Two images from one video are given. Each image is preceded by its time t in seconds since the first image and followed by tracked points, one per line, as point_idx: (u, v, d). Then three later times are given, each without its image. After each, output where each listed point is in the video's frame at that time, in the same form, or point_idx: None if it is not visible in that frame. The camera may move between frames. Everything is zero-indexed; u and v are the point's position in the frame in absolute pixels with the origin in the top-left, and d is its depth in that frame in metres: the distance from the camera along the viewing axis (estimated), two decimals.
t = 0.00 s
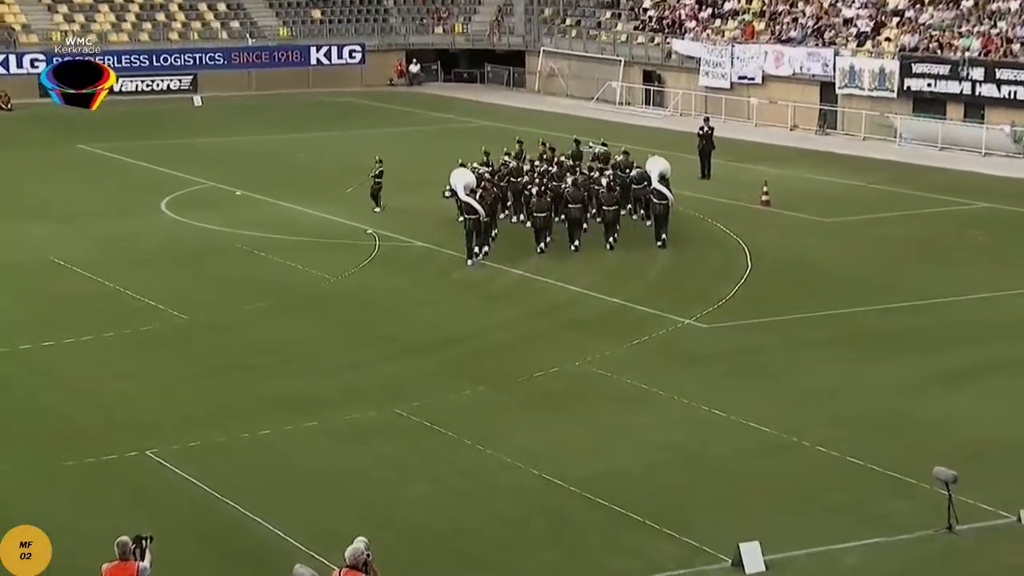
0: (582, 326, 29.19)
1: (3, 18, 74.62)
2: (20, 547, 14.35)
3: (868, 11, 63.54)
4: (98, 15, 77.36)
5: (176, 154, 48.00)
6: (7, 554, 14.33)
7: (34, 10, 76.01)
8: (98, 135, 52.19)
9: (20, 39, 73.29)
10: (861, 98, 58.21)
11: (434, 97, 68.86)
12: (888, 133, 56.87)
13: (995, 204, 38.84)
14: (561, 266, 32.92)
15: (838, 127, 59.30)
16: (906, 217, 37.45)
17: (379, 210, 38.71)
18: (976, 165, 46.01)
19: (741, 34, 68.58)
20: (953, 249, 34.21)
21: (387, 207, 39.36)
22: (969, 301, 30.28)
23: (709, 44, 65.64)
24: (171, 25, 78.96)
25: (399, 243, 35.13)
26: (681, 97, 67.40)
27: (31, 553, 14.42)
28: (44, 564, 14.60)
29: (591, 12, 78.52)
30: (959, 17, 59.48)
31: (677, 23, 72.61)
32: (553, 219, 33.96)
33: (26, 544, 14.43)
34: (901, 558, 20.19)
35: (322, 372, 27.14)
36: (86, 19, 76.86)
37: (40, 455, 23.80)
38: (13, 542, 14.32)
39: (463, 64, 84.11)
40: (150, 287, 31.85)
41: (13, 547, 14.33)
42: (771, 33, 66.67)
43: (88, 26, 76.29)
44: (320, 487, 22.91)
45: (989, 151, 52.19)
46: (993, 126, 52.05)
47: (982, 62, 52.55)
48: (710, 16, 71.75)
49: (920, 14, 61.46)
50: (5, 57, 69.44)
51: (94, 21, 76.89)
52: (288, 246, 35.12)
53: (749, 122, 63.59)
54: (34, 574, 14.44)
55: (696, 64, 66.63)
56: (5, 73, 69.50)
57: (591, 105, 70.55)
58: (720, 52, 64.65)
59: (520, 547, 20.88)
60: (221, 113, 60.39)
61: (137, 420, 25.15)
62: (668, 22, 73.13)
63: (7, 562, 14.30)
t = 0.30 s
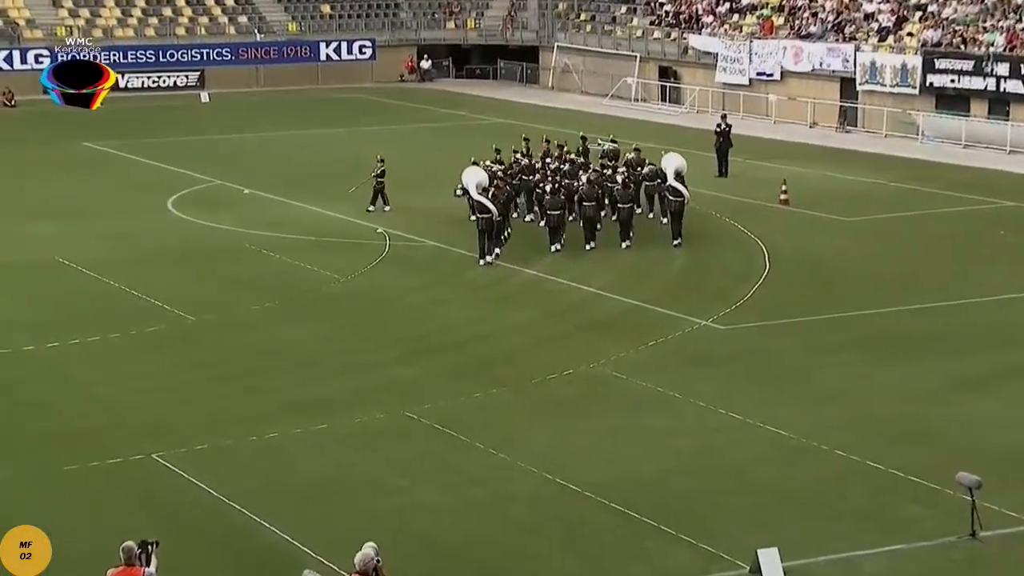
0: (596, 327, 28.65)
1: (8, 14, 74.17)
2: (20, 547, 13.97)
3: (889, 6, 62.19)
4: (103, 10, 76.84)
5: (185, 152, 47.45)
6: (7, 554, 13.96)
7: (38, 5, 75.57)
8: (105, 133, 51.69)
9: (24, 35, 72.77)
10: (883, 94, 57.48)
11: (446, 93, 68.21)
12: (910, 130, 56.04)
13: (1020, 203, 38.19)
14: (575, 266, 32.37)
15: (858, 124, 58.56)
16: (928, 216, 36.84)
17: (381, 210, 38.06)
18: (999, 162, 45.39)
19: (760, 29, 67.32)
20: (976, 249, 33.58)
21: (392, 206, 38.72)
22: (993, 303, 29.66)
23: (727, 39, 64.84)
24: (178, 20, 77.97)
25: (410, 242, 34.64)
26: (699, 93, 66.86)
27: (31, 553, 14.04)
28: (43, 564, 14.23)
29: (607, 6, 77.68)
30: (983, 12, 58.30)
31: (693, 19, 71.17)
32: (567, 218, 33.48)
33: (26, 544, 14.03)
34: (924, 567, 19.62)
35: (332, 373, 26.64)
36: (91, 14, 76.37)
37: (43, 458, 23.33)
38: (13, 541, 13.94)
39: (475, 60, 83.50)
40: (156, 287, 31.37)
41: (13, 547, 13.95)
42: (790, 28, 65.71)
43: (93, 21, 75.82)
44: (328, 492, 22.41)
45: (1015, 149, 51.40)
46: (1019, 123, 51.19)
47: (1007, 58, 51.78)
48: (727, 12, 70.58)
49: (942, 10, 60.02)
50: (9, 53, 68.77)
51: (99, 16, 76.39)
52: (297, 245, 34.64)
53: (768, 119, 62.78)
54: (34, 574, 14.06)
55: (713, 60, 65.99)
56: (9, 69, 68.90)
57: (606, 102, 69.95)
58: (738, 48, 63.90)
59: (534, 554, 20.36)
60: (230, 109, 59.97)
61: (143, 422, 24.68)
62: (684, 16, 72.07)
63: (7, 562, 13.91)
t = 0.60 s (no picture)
0: (612, 328, 28.05)
1: (12, 8, 73.30)
2: (20, 547, 13.35)
3: None
4: (109, 4, 76.12)
5: (193, 150, 46.90)
6: (6, 554, 13.33)
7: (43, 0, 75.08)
8: (114, 130, 51.09)
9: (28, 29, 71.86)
10: (908, 90, 56.52)
11: (461, 90, 67.61)
12: (935, 127, 55.02)
13: None
14: (591, 266, 31.76)
15: (883, 121, 57.61)
16: (952, 215, 36.21)
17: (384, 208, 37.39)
18: None
19: (781, 24, 65.82)
20: (1002, 249, 32.93)
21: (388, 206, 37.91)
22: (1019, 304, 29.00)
23: (747, 34, 64.03)
24: (185, 14, 77.19)
25: (421, 242, 34.05)
26: (718, 89, 65.85)
27: (32, 553, 13.41)
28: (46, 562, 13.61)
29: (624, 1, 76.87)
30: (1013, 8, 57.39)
31: (713, 13, 70.46)
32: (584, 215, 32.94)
33: (26, 544, 13.44)
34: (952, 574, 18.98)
35: (342, 375, 26.05)
36: (96, 9, 75.67)
37: (44, 462, 22.78)
38: (13, 540, 13.31)
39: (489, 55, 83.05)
40: (162, 287, 30.81)
41: (13, 546, 13.33)
42: (812, 22, 64.51)
43: (99, 16, 75.12)
44: (338, 497, 21.81)
45: None
46: None
47: None
48: (747, 6, 69.52)
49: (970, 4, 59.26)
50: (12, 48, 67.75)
51: (105, 10, 75.69)
52: (306, 245, 34.04)
53: (789, 116, 61.74)
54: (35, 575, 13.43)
55: (733, 55, 65.25)
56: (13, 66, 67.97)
57: (625, 98, 69.30)
58: (759, 43, 63.15)
59: (549, 560, 19.76)
60: (239, 106, 59.39)
61: (150, 425, 24.10)
62: (704, 11, 71.33)
63: (6, 563, 13.29)
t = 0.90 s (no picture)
0: (626, 331, 27.49)
1: (14, 5, 72.64)
2: (20, 546, 14.02)
3: None
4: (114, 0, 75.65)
5: (202, 148, 46.40)
6: (7, 555, 14.01)
7: None
8: (122, 128, 50.61)
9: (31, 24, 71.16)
10: (930, 87, 53.94)
11: (474, 87, 66.50)
12: (959, 125, 52.52)
13: None
14: (605, 267, 31.20)
15: (904, 118, 55.01)
16: (975, 217, 35.51)
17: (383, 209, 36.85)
18: None
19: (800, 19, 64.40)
20: None
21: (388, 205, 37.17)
22: None
23: (765, 29, 61.64)
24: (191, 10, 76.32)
25: (432, 243, 33.51)
26: (734, 87, 63.30)
27: (31, 552, 14.08)
28: (44, 563, 14.27)
29: None
30: None
31: (731, 9, 68.98)
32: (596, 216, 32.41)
33: (27, 545, 14.11)
34: None
35: (352, 378, 25.54)
36: (100, 5, 75.11)
37: (45, 466, 22.33)
38: (13, 540, 14.00)
39: (500, 52, 81.40)
40: (169, 286, 30.34)
41: (14, 546, 14.00)
42: (832, 18, 62.32)
43: (103, 12, 74.45)
44: (346, 502, 21.31)
45: None
46: None
47: None
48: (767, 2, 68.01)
49: None
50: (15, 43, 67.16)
51: (109, 6, 75.12)
52: (313, 245, 33.50)
53: (807, 114, 59.29)
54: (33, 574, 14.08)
55: (750, 51, 62.63)
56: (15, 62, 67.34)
57: (638, 96, 66.54)
58: (777, 39, 60.64)
59: (562, 567, 19.25)
60: (248, 104, 58.79)
61: (155, 429, 23.62)
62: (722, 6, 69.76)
63: (7, 563, 13.99)
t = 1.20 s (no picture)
0: (641, 334, 26.89)
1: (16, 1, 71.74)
2: (20, 546, 13.25)
3: None
4: None
5: (208, 147, 45.80)
6: (6, 554, 13.23)
7: None
8: (127, 127, 50.02)
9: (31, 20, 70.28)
10: (953, 85, 53.10)
11: (485, 86, 65.47)
12: (983, 124, 51.76)
13: None
14: (619, 269, 30.61)
15: (927, 117, 54.14)
16: (997, 217, 34.83)
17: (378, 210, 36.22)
18: None
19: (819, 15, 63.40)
20: None
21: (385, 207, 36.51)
22: None
23: (783, 26, 60.65)
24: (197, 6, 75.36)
25: (441, 244, 32.91)
26: (752, 85, 62.27)
27: (31, 553, 13.29)
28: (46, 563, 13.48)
29: None
30: None
31: (748, 5, 67.84)
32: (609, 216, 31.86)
33: (27, 544, 13.31)
34: None
35: (359, 382, 24.96)
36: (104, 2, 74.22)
37: (45, 472, 21.76)
38: (13, 539, 13.23)
39: (512, 49, 79.73)
40: (173, 287, 29.78)
41: (13, 546, 13.22)
42: (853, 13, 61.45)
43: (105, 8, 73.59)
44: (353, 510, 20.73)
45: None
46: None
47: None
48: None
49: None
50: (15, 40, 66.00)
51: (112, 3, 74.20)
52: (320, 247, 32.91)
53: (828, 112, 58.40)
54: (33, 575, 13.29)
55: (769, 48, 61.68)
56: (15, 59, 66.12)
57: (654, 93, 65.65)
58: (796, 35, 59.62)
59: None
60: (254, 102, 58.07)
61: (158, 435, 23.04)
62: (738, 2, 68.61)
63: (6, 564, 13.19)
